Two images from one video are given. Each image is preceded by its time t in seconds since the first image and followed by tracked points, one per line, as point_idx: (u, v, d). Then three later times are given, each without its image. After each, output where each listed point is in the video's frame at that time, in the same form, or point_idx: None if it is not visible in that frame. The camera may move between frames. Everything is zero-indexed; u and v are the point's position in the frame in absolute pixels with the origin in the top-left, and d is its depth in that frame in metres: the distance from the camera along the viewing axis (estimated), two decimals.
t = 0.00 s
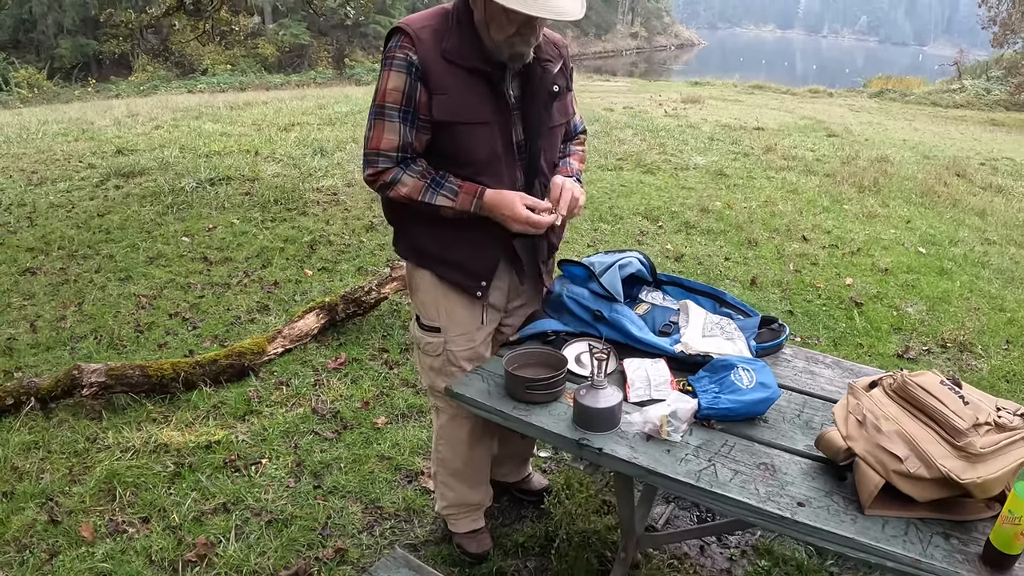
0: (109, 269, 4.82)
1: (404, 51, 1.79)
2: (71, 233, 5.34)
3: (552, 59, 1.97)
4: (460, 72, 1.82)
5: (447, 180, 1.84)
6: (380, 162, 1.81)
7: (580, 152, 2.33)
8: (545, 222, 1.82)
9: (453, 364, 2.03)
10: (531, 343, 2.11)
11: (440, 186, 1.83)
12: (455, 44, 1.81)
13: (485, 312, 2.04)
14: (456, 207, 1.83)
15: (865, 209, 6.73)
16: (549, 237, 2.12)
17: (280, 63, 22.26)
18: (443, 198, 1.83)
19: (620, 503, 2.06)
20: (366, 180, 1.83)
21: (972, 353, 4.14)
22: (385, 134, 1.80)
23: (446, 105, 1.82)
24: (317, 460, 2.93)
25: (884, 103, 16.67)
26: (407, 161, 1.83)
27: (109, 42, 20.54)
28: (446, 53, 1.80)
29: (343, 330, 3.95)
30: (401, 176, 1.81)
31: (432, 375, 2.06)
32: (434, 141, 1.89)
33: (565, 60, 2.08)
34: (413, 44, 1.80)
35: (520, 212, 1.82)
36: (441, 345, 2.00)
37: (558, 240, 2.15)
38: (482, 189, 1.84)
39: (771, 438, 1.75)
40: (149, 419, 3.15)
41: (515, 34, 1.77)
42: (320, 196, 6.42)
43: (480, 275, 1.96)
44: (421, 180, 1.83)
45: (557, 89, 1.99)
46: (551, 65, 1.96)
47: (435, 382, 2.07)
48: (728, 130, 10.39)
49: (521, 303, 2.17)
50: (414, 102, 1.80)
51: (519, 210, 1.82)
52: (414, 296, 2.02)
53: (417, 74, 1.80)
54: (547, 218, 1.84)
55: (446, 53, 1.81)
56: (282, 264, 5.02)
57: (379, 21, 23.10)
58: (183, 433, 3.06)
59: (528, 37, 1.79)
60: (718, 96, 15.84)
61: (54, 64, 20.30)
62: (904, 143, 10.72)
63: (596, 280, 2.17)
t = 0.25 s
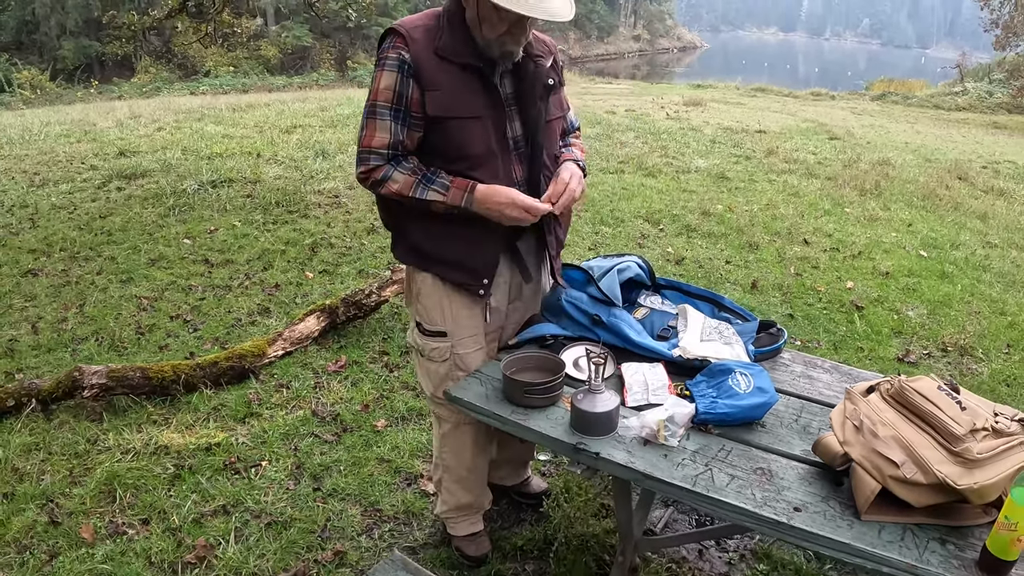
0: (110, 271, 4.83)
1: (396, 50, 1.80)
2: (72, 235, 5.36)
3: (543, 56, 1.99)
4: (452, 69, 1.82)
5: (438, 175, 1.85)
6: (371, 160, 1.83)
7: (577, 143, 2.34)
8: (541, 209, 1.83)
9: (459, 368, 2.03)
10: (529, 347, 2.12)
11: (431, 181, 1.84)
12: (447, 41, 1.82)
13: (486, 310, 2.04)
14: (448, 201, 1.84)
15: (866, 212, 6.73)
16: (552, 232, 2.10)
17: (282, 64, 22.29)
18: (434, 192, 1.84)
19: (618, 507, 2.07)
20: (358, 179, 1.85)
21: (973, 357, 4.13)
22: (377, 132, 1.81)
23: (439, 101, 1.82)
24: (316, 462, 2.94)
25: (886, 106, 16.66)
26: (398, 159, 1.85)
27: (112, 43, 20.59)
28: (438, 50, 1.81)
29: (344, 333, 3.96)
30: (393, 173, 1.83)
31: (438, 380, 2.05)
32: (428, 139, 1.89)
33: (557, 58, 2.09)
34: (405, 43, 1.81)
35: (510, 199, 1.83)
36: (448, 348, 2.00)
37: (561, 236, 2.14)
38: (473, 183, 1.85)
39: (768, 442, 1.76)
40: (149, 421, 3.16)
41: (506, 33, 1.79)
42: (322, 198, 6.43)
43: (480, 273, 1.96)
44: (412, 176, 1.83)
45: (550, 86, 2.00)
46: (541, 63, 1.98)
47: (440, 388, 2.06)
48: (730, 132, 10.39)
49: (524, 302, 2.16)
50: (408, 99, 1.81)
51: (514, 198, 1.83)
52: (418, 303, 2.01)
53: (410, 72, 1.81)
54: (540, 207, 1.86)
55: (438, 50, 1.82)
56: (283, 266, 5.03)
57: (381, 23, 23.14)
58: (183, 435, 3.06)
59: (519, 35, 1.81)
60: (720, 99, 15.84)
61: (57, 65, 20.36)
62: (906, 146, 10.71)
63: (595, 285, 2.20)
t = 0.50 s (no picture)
0: (111, 272, 4.83)
1: (391, 50, 1.80)
2: (74, 236, 5.36)
3: (539, 56, 1.98)
4: (447, 68, 1.82)
5: (436, 178, 1.83)
6: (369, 160, 1.81)
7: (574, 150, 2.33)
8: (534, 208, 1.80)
9: (458, 370, 2.03)
10: (529, 349, 2.11)
11: (428, 183, 1.82)
12: (442, 40, 1.81)
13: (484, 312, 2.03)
14: (446, 203, 1.81)
15: (868, 215, 6.72)
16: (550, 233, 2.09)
17: (285, 66, 22.32)
18: (432, 195, 1.82)
19: (618, 511, 2.05)
20: (356, 178, 1.83)
21: (975, 360, 4.11)
22: (375, 131, 1.80)
23: (435, 100, 1.81)
24: (316, 465, 2.93)
25: (889, 108, 16.64)
26: (397, 159, 1.83)
27: (115, 45, 20.63)
28: (433, 49, 1.81)
29: (344, 335, 3.95)
30: (390, 174, 1.81)
31: (437, 383, 2.04)
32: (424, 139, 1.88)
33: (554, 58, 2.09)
34: (400, 42, 1.81)
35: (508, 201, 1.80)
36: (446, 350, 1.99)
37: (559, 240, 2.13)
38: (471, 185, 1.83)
39: (769, 446, 1.74)
40: (149, 423, 3.15)
41: (501, 35, 1.80)
42: (324, 199, 6.42)
43: (478, 273, 1.95)
44: (409, 177, 1.81)
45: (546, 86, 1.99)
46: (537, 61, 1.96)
47: (439, 391, 2.05)
48: (732, 135, 10.38)
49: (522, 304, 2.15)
50: (403, 98, 1.81)
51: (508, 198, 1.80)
52: (414, 306, 1.99)
53: (405, 71, 1.80)
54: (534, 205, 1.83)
55: (433, 49, 1.81)
56: (284, 267, 5.02)
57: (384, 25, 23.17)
58: (182, 436, 3.06)
59: (514, 35, 1.81)
60: (723, 101, 15.83)
61: (60, 67, 20.41)
62: (908, 148, 10.69)
63: (595, 288, 2.19)
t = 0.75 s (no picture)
0: (112, 273, 4.84)
1: (388, 59, 1.79)
2: (75, 237, 5.36)
3: (538, 67, 1.97)
4: (443, 81, 1.81)
5: (429, 210, 1.83)
6: (364, 176, 1.81)
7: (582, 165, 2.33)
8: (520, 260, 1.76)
9: (443, 375, 2.01)
10: (528, 352, 2.10)
11: (420, 215, 1.82)
12: (439, 51, 1.80)
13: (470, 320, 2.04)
14: (434, 239, 1.82)
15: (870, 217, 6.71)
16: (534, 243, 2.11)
17: (287, 68, 22.35)
18: (421, 227, 1.82)
19: (617, 513, 2.05)
20: (351, 194, 1.84)
21: (977, 363, 4.10)
22: (371, 144, 1.79)
23: (429, 114, 1.81)
24: (315, 466, 2.92)
25: (891, 111, 16.63)
26: (392, 181, 1.84)
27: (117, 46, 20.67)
28: (430, 60, 1.80)
29: (345, 337, 3.95)
30: (384, 197, 1.82)
31: (423, 387, 2.05)
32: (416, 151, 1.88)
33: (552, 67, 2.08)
34: (397, 52, 1.79)
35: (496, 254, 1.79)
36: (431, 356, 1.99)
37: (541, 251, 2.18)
38: (461, 225, 1.83)
39: (768, 450, 1.74)
40: (149, 424, 3.15)
41: (505, 45, 1.79)
42: (325, 201, 6.43)
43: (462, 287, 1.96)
44: (402, 205, 1.82)
45: (540, 98, 1.99)
46: (534, 74, 1.96)
47: (426, 394, 2.06)
48: (734, 137, 10.38)
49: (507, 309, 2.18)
50: (398, 110, 1.80)
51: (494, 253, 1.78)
52: (402, 308, 2.02)
53: (401, 82, 1.79)
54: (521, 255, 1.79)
55: (430, 60, 1.80)
56: (285, 269, 5.02)
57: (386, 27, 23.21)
58: (182, 438, 3.05)
59: (516, 46, 1.81)
60: (725, 103, 15.83)
61: (63, 68, 20.45)
62: (910, 151, 10.69)
63: (594, 289, 2.16)
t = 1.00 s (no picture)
0: (114, 273, 4.84)
1: (395, 86, 1.72)
2: (77, 237, 5.37)
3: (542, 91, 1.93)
4: (451, 113, 1.77)
5: (462, 262, 1.79)
6: (393, 212, 1.75)
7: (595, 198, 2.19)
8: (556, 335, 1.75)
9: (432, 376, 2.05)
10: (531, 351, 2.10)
11: (452, 267, 1.78)
12: (448, 81, 1.75)
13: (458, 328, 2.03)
14: (463, 293, 1.80)
15: (873, 218, 6.69)
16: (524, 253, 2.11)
17: (290, 70, 22.38)
18: (451, 279, 1.79)
19: (620, 513, 2.04)
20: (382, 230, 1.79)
21: (980, 364, 4.09)
22: (393, 174, 1.73)
23: (435, 148, 1.77)
24: (318, 466, 2.92)
25: (894, 113, 16.61)
26: (425, 227, 1.78)
27: (120, 48, 20.70)
28: (438, 91, 1.75)
29: (347, 337, 3.94)
30: (415, 242, 1.77)
31: (413, 382, 2.08)
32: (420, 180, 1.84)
33: (557, 89, 2.02)
34: (405, 80, 1.73)
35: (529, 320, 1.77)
36: (417, 359, 2.02)
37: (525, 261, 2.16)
38: (495, 282, 1.80)
39: (773, 449, 1.73)
40: (151, 423, 3.14)
41: (520, 75, 1.75)
42: (328, 202, 6.43)
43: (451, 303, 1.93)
44: (432, 254, 1.77)
45: (543, 124, 1.96)
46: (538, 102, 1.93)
47: (416, 389, 2.10)
48: (736, 139, 10.37)
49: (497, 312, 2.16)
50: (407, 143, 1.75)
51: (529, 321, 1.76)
52: (390, 309, 2.01)
53: (410, 113, 1.74)
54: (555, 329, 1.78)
55: (439, 91, 1.75)
56: (287, 269, 5.02)
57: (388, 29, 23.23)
58: (185, 437, 3.05)
59: (532, 77, 1.77)
60: (727, 105, 15.83)
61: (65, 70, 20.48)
62: (913, 152, 10.68)
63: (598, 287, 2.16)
